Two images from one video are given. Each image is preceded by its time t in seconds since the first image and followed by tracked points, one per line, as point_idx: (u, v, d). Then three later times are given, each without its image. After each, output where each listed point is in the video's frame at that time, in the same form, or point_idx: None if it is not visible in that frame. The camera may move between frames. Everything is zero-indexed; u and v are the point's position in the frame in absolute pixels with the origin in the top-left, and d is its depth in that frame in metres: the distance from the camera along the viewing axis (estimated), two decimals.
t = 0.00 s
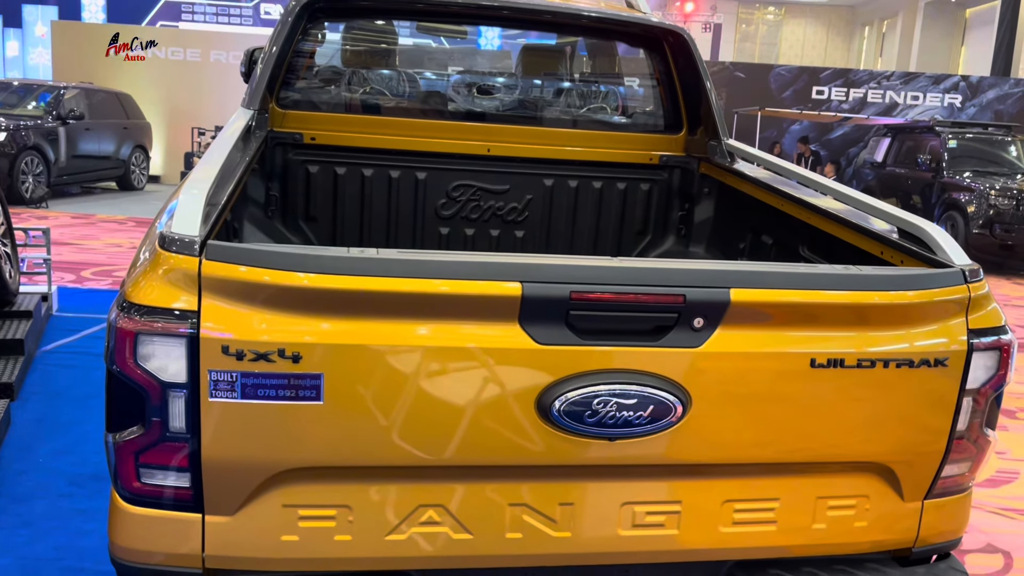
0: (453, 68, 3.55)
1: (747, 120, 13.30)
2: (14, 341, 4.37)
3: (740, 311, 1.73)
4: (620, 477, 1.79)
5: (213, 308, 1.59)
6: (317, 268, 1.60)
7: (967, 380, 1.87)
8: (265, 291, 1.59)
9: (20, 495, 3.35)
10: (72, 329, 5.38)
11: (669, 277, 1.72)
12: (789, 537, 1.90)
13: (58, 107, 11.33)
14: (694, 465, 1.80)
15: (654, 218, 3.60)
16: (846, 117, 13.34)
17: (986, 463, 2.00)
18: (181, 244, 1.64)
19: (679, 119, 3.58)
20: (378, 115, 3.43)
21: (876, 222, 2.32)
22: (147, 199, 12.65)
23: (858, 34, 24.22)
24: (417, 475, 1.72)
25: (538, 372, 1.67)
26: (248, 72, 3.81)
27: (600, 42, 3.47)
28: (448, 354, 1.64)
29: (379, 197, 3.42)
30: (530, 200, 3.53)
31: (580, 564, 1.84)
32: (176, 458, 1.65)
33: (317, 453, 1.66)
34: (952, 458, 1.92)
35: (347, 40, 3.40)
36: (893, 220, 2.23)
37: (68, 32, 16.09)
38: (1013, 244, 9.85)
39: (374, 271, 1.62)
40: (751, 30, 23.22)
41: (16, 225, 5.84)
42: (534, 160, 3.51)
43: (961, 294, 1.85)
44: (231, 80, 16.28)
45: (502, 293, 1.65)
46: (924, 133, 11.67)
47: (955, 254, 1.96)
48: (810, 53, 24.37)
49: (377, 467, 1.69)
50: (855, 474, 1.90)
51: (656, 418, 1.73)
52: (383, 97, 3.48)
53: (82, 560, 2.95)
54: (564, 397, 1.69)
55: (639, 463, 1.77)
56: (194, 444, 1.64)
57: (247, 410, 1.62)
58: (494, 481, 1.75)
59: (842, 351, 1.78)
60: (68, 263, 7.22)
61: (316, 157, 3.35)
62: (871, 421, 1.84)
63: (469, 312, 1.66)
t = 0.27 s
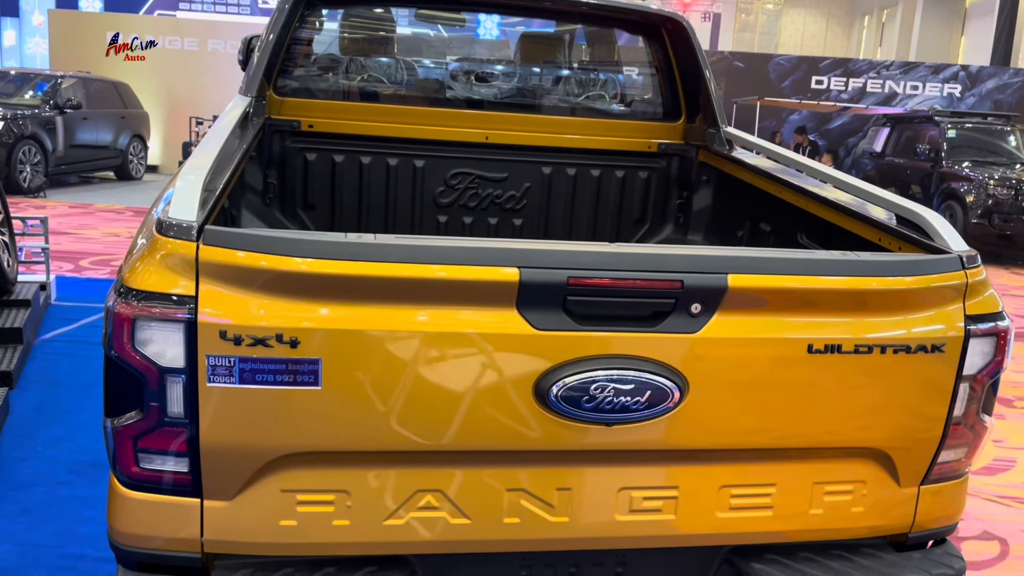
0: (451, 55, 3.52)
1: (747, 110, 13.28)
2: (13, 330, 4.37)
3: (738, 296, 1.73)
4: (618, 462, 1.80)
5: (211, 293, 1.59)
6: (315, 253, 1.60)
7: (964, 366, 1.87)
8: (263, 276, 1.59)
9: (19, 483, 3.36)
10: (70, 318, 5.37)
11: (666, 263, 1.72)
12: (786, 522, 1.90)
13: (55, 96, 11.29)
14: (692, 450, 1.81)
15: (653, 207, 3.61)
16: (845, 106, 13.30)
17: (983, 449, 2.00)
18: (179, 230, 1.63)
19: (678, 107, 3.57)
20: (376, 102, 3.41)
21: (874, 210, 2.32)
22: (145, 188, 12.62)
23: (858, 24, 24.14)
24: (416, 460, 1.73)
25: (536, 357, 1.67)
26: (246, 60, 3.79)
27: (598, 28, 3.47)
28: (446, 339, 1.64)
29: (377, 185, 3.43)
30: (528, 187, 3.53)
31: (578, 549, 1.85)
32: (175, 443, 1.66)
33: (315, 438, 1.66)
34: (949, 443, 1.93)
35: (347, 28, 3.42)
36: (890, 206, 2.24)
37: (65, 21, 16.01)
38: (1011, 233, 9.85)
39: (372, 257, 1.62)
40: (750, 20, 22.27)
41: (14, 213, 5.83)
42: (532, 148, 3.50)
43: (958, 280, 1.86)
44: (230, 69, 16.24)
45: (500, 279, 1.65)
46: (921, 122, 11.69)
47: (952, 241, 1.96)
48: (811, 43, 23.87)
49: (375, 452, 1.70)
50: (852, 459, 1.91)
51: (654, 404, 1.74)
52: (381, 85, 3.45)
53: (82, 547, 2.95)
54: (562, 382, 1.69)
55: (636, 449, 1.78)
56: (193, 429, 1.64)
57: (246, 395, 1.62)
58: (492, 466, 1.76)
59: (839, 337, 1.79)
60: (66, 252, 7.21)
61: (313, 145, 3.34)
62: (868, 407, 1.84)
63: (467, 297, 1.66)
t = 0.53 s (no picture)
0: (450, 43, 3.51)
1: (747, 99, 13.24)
2: (12, 318, 4.37)
3: (737, 282, 1.73)
4: (616, 448, 1.80)
5: (210, 278, 1.59)
6: (314, 239, 1.60)
7: (963, 352, 1.87)
8: (262, 262, 1.59)
9: (19, 470, 3.37)
10: (70, 307, 5.38)
11: (665, 249, 1.72)
12: (784, 507, 1.91)
13: (54, 85, 11.25)
14: (691, 436, 1.81)
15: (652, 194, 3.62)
16: (845, 96, 13.27)
17: (980, 435, 2.01)
18: (178, 215, 1.63)
19: (677, 95, 3.57)
20: (374, 89, 3.40)
21: (873, 197, 2.32)
22: (144, 178, 12.60)
23: (859, 14, 24.05)
24: (415, 445, 1.73)
25: (535, 342, 1.67)
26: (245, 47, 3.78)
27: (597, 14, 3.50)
28: (445, 324, 1.64)
29: (376, 173, 3.42)
30: (527, 175, 3.52)
31: (577, 534, 1.86)
32: (174, 428, 1.66)
33: (314, 423, 1.67)
34: (946, 429, 1.93)
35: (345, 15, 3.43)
36: (890, 192, 2.23)
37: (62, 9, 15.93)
38: (1010, 223, 9.86)
39: (370, 242, 1.62)
40: (751, 8, 22.08)
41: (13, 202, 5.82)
42: (532, 135, 3.49)
43: (957, 266, 1.86)
44: (229, 58, 16.21)
45: (499, 264, 1.64)
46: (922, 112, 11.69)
47: (952, 227, 1.96)
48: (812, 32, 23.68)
49: (374, 437, 1.70)
50: (849, 445, 1.91)
51: (652, 389, 1.74)
52: (380, 72, 3.44)
53: (82, 533, 2.97)
54: (561, 368, 1.69)
55: (635, 434, 1.78)
56: (192, 414, 1.65)
57: (244, 380, 1.63)
58: (491, 452, 1.76)
59: (838, 323, 1.79)
60: (65, 241, 7.20)
61: (312, 132, 3.33)
62: (867, 393, 1.85)
63: (465, 283, 1.66)
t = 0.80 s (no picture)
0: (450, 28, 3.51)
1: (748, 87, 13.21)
2: (12, 305, 4.38)
3: (737, 266, 1.73)
4: (617, 432, 1.81)
5: (211, 262, 1.59)
6: (314, 222, 1.60)
7: (963, 337, 1.88)
8: (263, 245, 1.59)
9: (20, 457, 3.38)
10: (71, 295, 5.38)
11: (666, 233, 1.72)
12: (783, 492, 1.92)
13: (53, 73, 11.22)
14: (691, 420, 1.82)
15: (652, 181, 3.61)
16: (846, 84, 13.22)
17: (979, 420, 2.02)
18: (178, 198, 1.63)
19: (678, 81, 3.57)
20: (374, 75, 3.39)
21: (874, 182, 2.32)
22: (144, 166, 12.58)
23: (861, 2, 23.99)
24: (416, 429, 1.74)
25: (535, 326, 1.68)
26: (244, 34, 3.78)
27: None
28: (446, 308, 1.64)
29: (376, 159, 3.42)
30: (527, 161, 3.51)
31: (577, 517, 1.87)
32: (176, 412, 1.66)
33: (315, 407, 1.67)
34: (946, 414, 1.94)
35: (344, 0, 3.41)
36: (891, 177, 2.23)
37: None
38: (1011, 211, 9.84)
39: (371, 226, 1.62)
40: None
41: (13, 190, 5.82)
42: (532, 121, 3.48)
43: (958, 251, 1.86)
44: (229, 46, 16.17)
45: (499, 248, 1.64)
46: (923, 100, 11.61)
47: (952, 212, 1.96)
48: (815, 20, 23.69)
49: (375, 421, 1.71)
50: (849, 430, 1.92)
51: (652, 373, 1.74)
52: (381, 58, 3.42)
53: (84, 519, 2.98)
54: (561, 352, 1.69)
55: (635, 418, 1.79)
56: (193, 397, 1.65)
57: (245, 363, 1.63)
58: (491, 436, 1.77)
59: (838, 308, 1.79)
60: (65, 229, 7.20)
61: (312, 118, 3.32)
62: (867, 377, 1.85)
63: (466, 267, 1.66)
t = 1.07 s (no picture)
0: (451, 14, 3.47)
1: (750, 75, 13.16)
2: (13, 293, 4.37)
3: (740, 251, 1.73)
4: (618, 417, 1.81)
5: (212, 246, 1.59)
6: (316, 206, 1.60)
7: (965, 322, 1.88)
8: (264, 229, 1.59)
9: (23, 443, 3.39)
10: (72, 282, 5.38)
11: (668, 217, 1.71)
12: (784, 477, 1.92)
13: (53, 61, 11.18)
14: (692, 405, 1.82)
15: (654, 167, 3.61)
16: (849, 72, 13.14)
17: (981, 405, 2.02)
18: (179, 182, 1.62)
19: (680, 68, 3.56)
20: (374, 61, 3.38)
21: (877, 167, 2.31)
22: (144, 155, 12.55)
23: None
24: (418, 413, 1.74)
25: (537, 311, 1.67)
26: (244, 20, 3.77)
27: None
28: (447, 292, 1.64)
29: (377, 145, 3.41)
30: (529, 148, 3.50)
31: (578, 502, 1.87)
32: (178, 396, 1.67)
33: (317, 391, 1.67)
34: (947, 400, 1.94)
35: None
36: (893, 163, 2.22)
37: None
38: (1013, 200, 9.82)
39: (373, 210, 1.61)
40: None
41: (13, 177, 5.81)
42: (533, 107, 3.47)
43: (960, 236, 1.85)
44: (229, 34, 16.12)
45: (501, 233, 1.64)
46: (926, 88, 11.52)
47: (955, 197, 1.95)
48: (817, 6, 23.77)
49: (377, 405, 1.71)
50: (850, 415, 1.92)
51: (654, 358, 1.74)
52: (381, 44, 3.41)
53: (87, 505, 2.99)
54: (563, 337, 1.69)
55: (637, 403, 1.79)
56: (195, 382, 1.65)
57: (247, 347, 1.63)
58: (493, 420, 1.77)
59: (840, 293, 1.79)
60: (66, 217, 7.19)
61: (313, 104, 3.31)
62: (868, 363, 1.85)
63: (468, 251, 1.65)
